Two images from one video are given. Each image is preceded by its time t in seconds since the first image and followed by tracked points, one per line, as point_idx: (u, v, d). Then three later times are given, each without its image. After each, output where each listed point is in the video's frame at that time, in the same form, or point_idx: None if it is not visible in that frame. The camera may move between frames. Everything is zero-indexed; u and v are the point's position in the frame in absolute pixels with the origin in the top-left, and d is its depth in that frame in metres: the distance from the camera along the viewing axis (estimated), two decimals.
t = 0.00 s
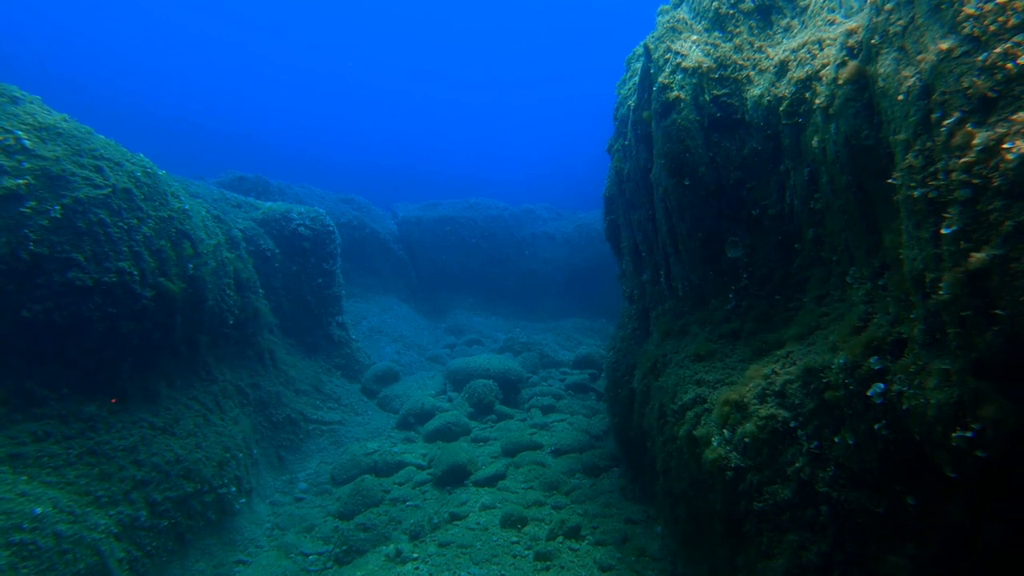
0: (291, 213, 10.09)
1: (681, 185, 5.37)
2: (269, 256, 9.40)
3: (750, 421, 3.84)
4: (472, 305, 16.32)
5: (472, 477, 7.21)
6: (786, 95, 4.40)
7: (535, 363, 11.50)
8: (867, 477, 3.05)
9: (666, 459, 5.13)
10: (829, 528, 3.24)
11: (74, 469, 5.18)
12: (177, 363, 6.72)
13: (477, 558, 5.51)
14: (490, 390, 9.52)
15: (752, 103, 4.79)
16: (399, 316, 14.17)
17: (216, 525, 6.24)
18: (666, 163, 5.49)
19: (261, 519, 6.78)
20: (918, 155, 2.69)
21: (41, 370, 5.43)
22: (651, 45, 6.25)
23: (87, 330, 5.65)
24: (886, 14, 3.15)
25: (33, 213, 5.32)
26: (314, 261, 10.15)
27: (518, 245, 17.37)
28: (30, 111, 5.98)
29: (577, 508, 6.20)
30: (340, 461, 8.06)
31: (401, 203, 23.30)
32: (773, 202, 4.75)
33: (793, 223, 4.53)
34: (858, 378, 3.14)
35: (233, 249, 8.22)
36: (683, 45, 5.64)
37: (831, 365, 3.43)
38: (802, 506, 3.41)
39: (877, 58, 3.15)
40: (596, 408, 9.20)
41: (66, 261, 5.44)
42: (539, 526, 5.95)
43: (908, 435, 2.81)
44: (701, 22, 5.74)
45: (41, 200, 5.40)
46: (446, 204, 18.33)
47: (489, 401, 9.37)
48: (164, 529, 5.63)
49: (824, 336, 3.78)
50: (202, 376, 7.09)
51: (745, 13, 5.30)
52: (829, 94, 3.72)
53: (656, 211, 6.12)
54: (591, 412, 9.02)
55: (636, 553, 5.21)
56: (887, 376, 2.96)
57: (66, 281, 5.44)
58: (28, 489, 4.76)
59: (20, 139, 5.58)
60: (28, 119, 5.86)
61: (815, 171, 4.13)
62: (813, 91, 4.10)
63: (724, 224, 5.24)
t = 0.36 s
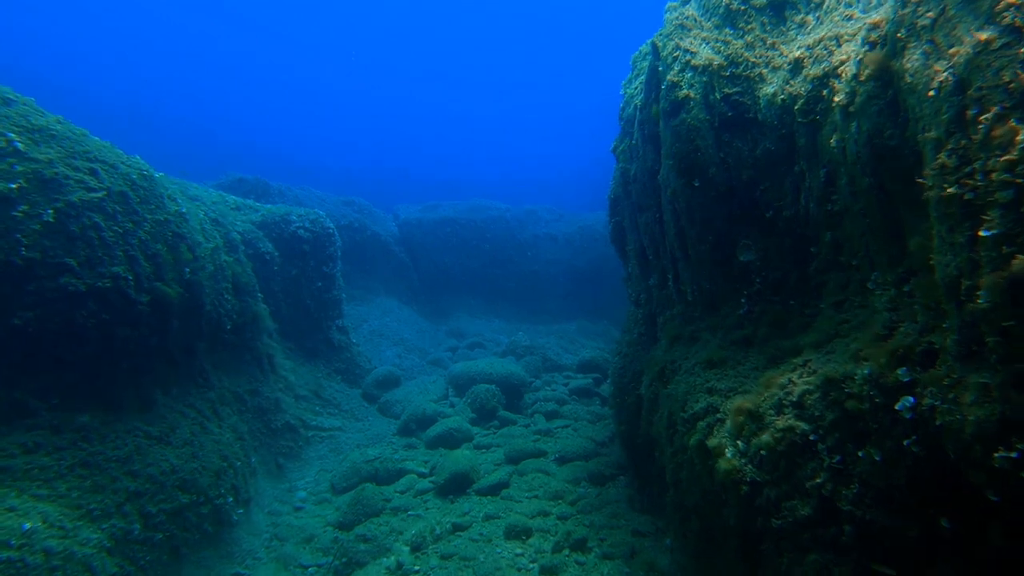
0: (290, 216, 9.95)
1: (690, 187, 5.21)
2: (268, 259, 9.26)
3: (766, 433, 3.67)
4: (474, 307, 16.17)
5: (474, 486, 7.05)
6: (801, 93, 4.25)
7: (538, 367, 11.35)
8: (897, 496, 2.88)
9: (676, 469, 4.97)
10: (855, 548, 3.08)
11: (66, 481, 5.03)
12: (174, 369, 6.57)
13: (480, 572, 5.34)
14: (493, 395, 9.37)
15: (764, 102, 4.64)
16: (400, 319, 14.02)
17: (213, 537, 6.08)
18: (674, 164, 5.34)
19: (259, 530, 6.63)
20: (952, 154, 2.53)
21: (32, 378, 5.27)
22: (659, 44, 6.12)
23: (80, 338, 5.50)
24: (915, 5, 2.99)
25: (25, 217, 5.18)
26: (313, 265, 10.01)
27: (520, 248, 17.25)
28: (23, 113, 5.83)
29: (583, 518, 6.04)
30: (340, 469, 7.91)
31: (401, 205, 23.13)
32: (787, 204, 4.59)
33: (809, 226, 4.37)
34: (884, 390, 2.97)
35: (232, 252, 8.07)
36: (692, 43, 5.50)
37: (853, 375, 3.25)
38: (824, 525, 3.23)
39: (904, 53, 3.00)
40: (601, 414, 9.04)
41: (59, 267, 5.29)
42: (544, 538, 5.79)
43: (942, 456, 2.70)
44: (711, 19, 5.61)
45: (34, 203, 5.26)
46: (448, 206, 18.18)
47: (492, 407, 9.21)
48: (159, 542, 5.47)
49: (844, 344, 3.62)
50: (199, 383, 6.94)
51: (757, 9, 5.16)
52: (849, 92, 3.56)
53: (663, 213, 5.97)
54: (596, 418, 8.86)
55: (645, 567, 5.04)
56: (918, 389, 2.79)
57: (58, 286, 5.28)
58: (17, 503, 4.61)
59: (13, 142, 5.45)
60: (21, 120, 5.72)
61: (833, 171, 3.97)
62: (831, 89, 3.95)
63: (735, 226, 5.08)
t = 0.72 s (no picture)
0: (289, 218, 9.79)
1: (700, 187, 5.03)
2: (267, 262, 9.11)
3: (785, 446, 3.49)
4: (476, 310, 16.00)
5: (477, 495, 6.87)
6: (819, 90, 4.07)
7: (541, 372, 11.16)
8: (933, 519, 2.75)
9: (687, 480, 4.79)
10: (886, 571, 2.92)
11: (56, 493, 4.85)
12: (170, 376, 6.41)
13: None
14: (495, 401, 9.18)
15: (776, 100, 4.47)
16: (401, 322, 13.83)
17: (209, 549, 5.90)
18: (683, 163, 5.16)
19: (257, 541, 6.45)
20: (994, 151, 2.38)
21: (22, 386, 5.10)
22: (668, 40, 5.96)
23: (72, 344, 5.33)
24: None
25: (16, 220, 5.02)
26: (313, 268, 9.86)
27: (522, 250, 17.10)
28: (14, 114, 5.66)
29: (590, 530, 5.85)
30: (340, 476, 7.74)
31: (402, 207, 22.94)
32: (803, 205, 4.42)
33: (827, 228, 4.19)
34: (915, 404, 2.82)
35: (229, 256, 7.90)
36: (703, 39, 5.34)
37: (881, 387, 3.07)
38: (851, 546, 3.06)
39: (936, 44, 2.84)
40: (606, 420, 8.86)
41: (50, 271, 5.12)
42: (550, 551, 5.60)
43: (985, 477, 2.58)
44: (721, 15, 5.46)
45: (24, 206, 5.10)
46: (449, 208, 18.02)
47: (495, 413, 9.03)
48: (153, 555, 5.29)
49: (868, 353, 3.44)
50: (195, 389, 6.76)
51: (770, 4, 5.02)
52: (872, 87, 3.38)
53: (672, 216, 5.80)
54: (601, 424, 8.68)
55: None
56: (955, 404, 2.65)
57: (49, 292, 5.10)
58: (4, 517, 4.43)
59: (3, 143, 5.28)
60: (12, 121, 5.55)
61: (853, 171, 3.79)
62: (852, 85, 3.77)
63: (746, 229, 4.91)
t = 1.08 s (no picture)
0: (287, 220, 9.61)
1: (710, 189, 4.85)
2: (264, 265, 8.95)
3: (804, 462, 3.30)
4: (477, 313, 15.82)
5: (479, 504, 6.68)
6: (836, 86, 3.90)
7: (544, 377, 10.96)
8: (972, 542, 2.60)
9: (699, 493, 4.60)
10: None
11: (42, 504, 4.68)
12: (163, 382, 6.23)
13: None
14: (497, 407, 8.98)
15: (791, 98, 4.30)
16: (401, 326, 13.65)
17: (202, 561, 5.71)
18: (692, 164, 4.97)
19: (252, 552, 6.26)
20: None
21: (8, 394, 4.92)
22: (676, 37, 5.79)
23: (61, 350, 5.15)
24: None
25: (3, 221, 4.84)
26: (311, 271, 9.68)
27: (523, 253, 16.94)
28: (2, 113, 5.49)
29: (595, 542, 5.66)
30: (338, 484, 7.55)
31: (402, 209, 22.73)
32: (818, 207, 4.23)
33: (845, 230, 4.00)
34: (950, 419, 2.67)
35: (225, 259, 7.71)
36: (712, 35, 5.16)
37: (911, 400, 2.88)
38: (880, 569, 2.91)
39: (970, 33, 2.80)
40: (610, 426, 8.66)
41: (38, 276, 4.93)
42: (554, 564, 5.41)
43: None
44: (731, 10, 5.29)
45: (11, 209, 4.92)
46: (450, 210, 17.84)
47: (497, 419, 8.83)
48: (144, 569, 5.10)
49: (893, 363, 3.25)
50: (190, 396, 6.57)
51: None
52: (898, 82, 3.20)
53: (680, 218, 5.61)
54: (606, 431, 8.48)
55: None
56: (996, 421, 2.51)
57: (37, 296, 4.92)
58: None
59: None
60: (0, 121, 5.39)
61: (874, 171, 3.61)
62: (873, 80, 3.60)
63: (757, 231, 4.71)
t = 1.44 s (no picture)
0: (284, 222, 9.44)
1: (719, 189, 4.69)
2: (261, 268, 8.79)
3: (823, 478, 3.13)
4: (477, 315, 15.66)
5: (479, 513, 6.51)
6: (853, 83, 3.72)
7: (545, 380, 10.79)
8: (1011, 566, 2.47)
9: (709, 504, 4.45)
10: None
11: (25, 520, 4.54)
12: (155, 389, 6.07)
13: None
14: (498, 412, 8.81)
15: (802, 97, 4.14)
16: (400, 328, 13.49)
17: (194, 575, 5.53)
18: (700, 162, 4.83)
19: (246, 563, 6.09)
20: None
21: None
22: (683, 32, 5.63)
23: (46, 359, 4.99)
24: None
25: None
26: (309, 273, 9.51)
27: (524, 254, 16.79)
28: None
29: (600, 555, 5.49)
30: (335, 492, 7.38)
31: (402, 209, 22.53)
32: (833, 208, 4.05)
33: (861, 233, 3.83)
34: (986, 437, 2.54)
35: (220, 262, 7.54)
36: (721, 30, 5.00)
37: (940, 416, 2.75)
38: None
39: (1007, 22, 2.70)
40: (614, 432, 8.49)
41: (22, 281, 4.78)
42: None
43: None
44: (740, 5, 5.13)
45: None
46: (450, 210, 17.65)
47: (498, 424, 8.66)
48: None
49: (917, 374, 3.09)
50: (182, 403, 6.40)
51: None
52: (922, 77, 3.07)
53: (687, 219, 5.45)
54: (609, 436, 8.31)
55: None
56: None
57: (21, 302, 4.77)
58: None
59: None
60: None
61: (894, 171, 3.45)
62: (891, 75, 3.44)
63: (767, 233, 4.55)
